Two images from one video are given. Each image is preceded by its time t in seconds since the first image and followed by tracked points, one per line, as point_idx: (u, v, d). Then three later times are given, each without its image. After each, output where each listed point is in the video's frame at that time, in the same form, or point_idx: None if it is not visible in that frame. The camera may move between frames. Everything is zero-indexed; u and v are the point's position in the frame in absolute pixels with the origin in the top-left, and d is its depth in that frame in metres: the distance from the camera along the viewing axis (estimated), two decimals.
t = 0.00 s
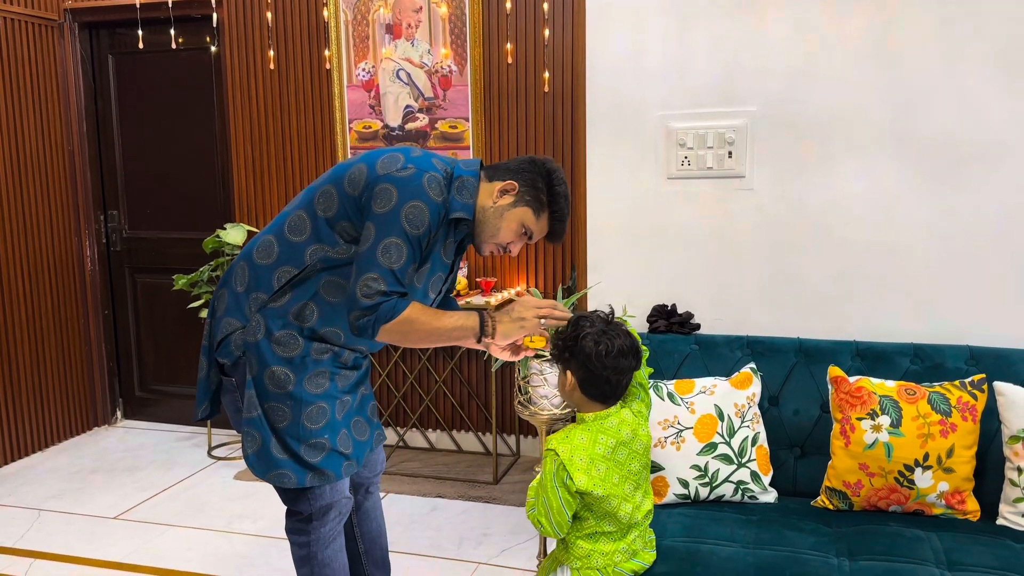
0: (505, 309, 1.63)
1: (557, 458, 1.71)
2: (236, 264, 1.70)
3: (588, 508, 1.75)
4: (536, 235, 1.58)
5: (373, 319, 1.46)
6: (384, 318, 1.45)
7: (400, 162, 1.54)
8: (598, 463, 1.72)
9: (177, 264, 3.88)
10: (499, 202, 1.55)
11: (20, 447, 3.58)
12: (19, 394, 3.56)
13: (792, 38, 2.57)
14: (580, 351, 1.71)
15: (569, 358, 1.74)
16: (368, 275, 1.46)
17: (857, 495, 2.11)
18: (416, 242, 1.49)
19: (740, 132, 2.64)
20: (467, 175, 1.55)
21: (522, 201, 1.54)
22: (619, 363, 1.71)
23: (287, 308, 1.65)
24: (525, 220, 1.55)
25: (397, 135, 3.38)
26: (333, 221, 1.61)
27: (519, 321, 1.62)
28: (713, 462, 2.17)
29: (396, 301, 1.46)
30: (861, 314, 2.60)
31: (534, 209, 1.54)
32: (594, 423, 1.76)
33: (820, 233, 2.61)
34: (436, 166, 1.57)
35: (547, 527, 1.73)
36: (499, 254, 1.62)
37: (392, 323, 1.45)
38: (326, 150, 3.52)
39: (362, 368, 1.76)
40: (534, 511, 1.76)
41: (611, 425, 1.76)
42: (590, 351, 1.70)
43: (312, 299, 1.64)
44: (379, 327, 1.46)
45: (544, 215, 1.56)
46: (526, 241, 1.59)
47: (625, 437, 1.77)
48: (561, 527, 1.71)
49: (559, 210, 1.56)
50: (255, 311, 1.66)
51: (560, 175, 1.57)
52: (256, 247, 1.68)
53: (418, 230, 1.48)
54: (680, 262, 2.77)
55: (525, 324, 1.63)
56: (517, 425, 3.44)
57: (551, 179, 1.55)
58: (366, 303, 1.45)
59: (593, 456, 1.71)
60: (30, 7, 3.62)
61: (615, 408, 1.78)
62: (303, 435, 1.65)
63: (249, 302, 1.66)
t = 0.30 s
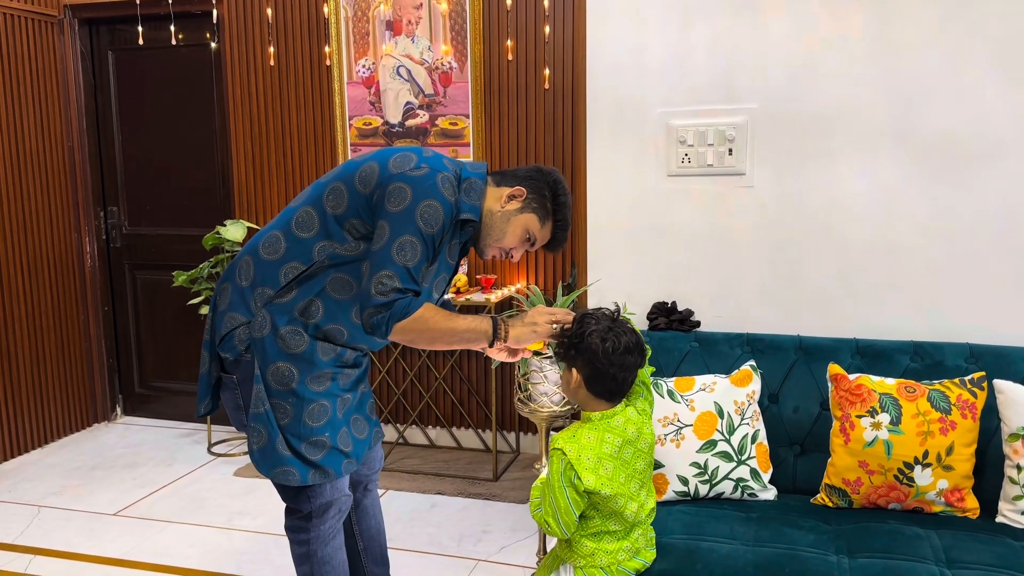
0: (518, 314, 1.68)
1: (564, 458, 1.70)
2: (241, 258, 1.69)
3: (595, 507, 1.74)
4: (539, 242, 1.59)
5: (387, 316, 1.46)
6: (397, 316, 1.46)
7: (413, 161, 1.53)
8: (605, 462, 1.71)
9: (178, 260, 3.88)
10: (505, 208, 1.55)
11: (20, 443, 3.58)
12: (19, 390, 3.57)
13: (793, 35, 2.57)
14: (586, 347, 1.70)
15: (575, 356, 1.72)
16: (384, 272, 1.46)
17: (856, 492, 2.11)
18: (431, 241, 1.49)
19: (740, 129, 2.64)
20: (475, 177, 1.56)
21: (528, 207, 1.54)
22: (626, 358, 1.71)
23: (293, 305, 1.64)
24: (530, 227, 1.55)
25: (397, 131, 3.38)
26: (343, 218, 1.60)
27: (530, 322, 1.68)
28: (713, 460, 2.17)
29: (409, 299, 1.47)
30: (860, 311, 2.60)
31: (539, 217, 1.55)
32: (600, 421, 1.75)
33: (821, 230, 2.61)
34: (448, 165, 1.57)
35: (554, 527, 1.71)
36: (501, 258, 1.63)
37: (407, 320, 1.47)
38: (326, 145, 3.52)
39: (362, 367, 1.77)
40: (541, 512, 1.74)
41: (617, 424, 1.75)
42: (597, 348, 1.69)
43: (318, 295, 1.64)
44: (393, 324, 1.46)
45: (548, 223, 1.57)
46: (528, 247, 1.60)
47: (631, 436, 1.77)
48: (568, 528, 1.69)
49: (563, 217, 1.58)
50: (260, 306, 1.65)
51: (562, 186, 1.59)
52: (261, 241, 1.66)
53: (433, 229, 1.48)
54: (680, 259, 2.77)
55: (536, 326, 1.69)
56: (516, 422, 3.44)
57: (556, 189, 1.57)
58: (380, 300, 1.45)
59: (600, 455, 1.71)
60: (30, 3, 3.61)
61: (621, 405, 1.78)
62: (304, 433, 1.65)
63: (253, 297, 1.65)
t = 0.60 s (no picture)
0: (521, 314, 1.68)
1: (569, 457, 1.69)
2: (244, 255, 1.68)
3: (598, 506, 1.74)
4: (542, 248, 1.60)
5: (390, 314, 1.46)
6: (400, 315, 1.45)
7: (420, 161, 1.53)
8: (610, 461, 1.71)
9: (178, 258, 3.88)
10: (509, 211, 1.56)
11: (19, 440, 3.58)
12: (19, 388, 3.57)
13: (793, 34, 2.57)
14: (590, 347, 1.69)
15: (578, 355, 1.72)
16: (388, 270, 1.45)
17: (855, 491, 2.11)
18: (436, 241, 1.49)
19: (740, 127, 2.64)
20: (481, 178, 1.56)
21: (532, 211, 1.55)
22: (629, 358, 1.70)
23: (296, 302, 1.64)
24: (533, 231, 1.56)
25: (397, 129, 3.37)
26: (348, 217, 1.59)
27: (534, 324, 1.68)
28: (712, 458, 2.18)
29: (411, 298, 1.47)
30: (860, 310, 2.60)
31: (543, 221, 1.55)
32: (604, 420, 1.75)
33: (820, 229, 2.61)
34: (455, 166, 1.56)
35: (557, 526, 1.71)
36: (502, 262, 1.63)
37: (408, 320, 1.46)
38: (326, 142, 3.52)
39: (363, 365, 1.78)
40: (543, 510, 1.74)
41: (621, 423, 1.75)
42: (600, 348, 1.69)
43: (321, 293, 1.63)
44: (396, 323, 1.46)
45: (551, 228, 1.57)
46: (530, 251, 1.60)
47: (634, 435, 1.77)
48: (571, 527, 1.70)
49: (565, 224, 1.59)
50: (263, 303, 1.65)
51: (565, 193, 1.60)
52: (265, 238, 1.66)
53: (438, 230, 1.48)
54: (680, 257, 2.77)
55: (540, 327, 1.68)
56: (516, 420, 3.45)
57: (560, 196, 1.57)
58: (383, 298, 1.45)
59: (604, 454, 1.70)
60: None
61: (625, 405, 1.78)
62: (306, 430, 1.66)
63: (257, 293, 1.64)
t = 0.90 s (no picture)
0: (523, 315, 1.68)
1: (569, 456, 1.69)
2: (249, 252, 1.68)
3: (598, 505, 1.74)
4: (546, 249, 1.59)
5: (392, 313, 1.45)
6: (402, 313, 1.45)
7: (424, 160, 1.53)
8: (610, 460, 1.70)
9: (178, 256, 3.88)
10: (514, 211, 1.55)
11: (19, 438, 3.58)
12: (19, 386, 3.57)
13: (795, 32, 2.57)
14: (592, 347, 1.69)
15: (580, 355, 1.72)
16: (390, 269, 1.45)
17: (856, 490, 2.11)
18: (439, 241, 1.48)
19: (741, 126, 2.63)
20: (485, 179, 1.56)
21: (537, 212, 1.54)
22: (631, 359, 1.70)
23: (299, 300, 1.63)
24: (538, 232, 1.55)
25: (398, 128, 3.37)
26: (352, 215, 1.59)
27: (536, 324, 1.68)
28: (713, 457, 2.17)
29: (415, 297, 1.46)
30: (861, 309, 2.59)
31: (548, 222, 1.54)
32: (605, 420, 1.75)
33: (822, 229, 2.60)
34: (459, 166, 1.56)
35: (557, 524, 1.71)
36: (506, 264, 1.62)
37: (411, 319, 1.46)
38: (326, 140, 3.51)
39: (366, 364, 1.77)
40: (544, 508, 1.74)
41: (622, 422, 1.75)
42: (602, 348, 1.68)
43: (325, 291, 1.63)
44: (398, 322, 1.45)
45: (555, 230, 1.56)
46: (535, 253, 1.59)
47: (635, 434, 1.76)
48: (571, 525, 1.69)
49: (570, 226, 1.58)
50: (267, 300, 1.65)
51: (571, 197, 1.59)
52: (270, 235, 1.65)
53: (442, 229, 1.48)
54: (681, 257, 2.77)
55: (542, 326, 1.68)
56: (516, 419, 3.44)
57: (565, 197, 1.57)
58: (386, 296, 1.45)
59: (605, 454, 1.70)
60: None
61: (626, 405, 1.78)
62: (309, 428, 1.65)
63: (261, 290, 1.64)
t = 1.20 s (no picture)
0: (519, 302, 1.58)
1: (572, 457, 1.69)
2: (252, 253, 1.68)
3: (600, 506, 1.74)
4: (549, 249, 1.59)
5: (388, 312, 1.44)
6: (399, 313, 1.42)
7: (427, 162, 1.52)
8: (614, 461, 1.70)
9: (181, 256, 3.89)
10: (517, 212, 1.55)
11: (20, 438, 3.58)
12: (21, 386, 3.57)
13: (798, 34, 2.56)
14: (593, 347, 1.70)
15: (582, 355, 1.73)
16: (388, 269, 1.44)
17: (858, 493, 2.10)
18: (438, 243, 1.47)
19: (744, 128, 2.63)
20: (489, 180, 1.56)
21: (541, 213, 1.54)
22: (632, 359, 1.70)
23: (302, 301, 1.63)
24: (541, 232, 1.55)
25: (400, 129, 3.38)
26: (355, 216, 1.59)
27: (534, 313, 1.57)
28: (715, 459, 2.17)
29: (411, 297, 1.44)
30: (862, 311, 2.59)
31: (551, 222, 1.54)
32: (608, 421, 1.75)
33: (824, 231, 2.60)
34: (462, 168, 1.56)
35: (560, 526, 1.71)
36: (508, 263, 1.62)
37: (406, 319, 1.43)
38: (329, 142, 3.52)
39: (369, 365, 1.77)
40: (547, 510, 1.74)
41: (625, 424, 1.75)
42: (604, 348, 1.69)
43: (328, 293, 1.63)
44: (395, 321, 1.44)
45: (559, 230, 1.56)
46: (539, 253, 1.59)
47: (638, 436, 1.77)
48: (575, 526, 1.69)
49: (574, 226, 1.58)
50: (270, 301, 1.65)
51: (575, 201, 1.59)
52: (273, 236, 1.65)
53: (443, 231, 1.47)
54: (683, 258, 2.77)
55: (540, 315, 1.58)
56: (518, 421, 3.44)
57: (568, 197, 1.57)
58: (381, 296, 1.43)
59: (608, 455, 1.70)
60: None
61: (629, 405, 1.78)
62: (311, 429, 1.66)
63: (264, 291, 1.64)
